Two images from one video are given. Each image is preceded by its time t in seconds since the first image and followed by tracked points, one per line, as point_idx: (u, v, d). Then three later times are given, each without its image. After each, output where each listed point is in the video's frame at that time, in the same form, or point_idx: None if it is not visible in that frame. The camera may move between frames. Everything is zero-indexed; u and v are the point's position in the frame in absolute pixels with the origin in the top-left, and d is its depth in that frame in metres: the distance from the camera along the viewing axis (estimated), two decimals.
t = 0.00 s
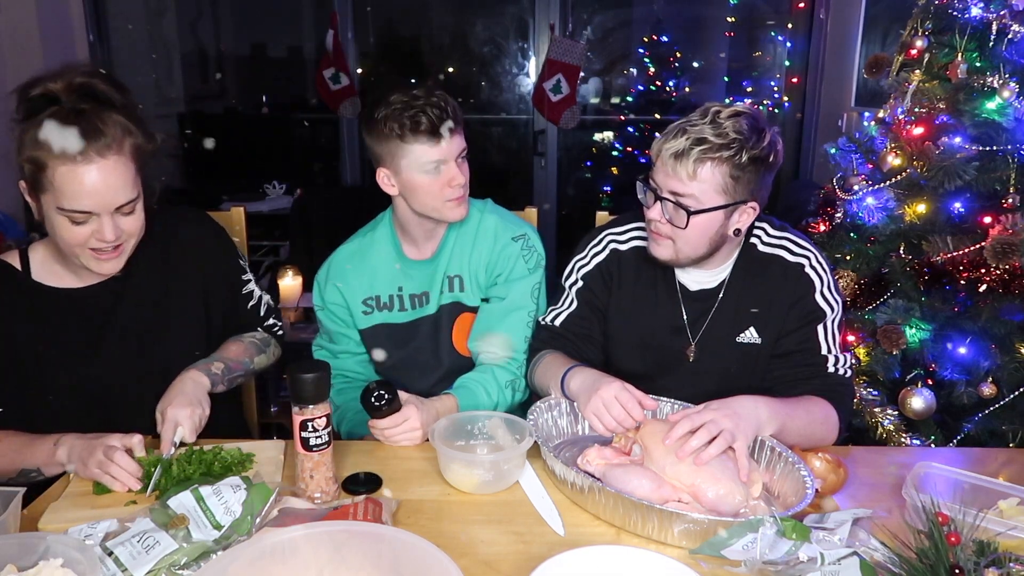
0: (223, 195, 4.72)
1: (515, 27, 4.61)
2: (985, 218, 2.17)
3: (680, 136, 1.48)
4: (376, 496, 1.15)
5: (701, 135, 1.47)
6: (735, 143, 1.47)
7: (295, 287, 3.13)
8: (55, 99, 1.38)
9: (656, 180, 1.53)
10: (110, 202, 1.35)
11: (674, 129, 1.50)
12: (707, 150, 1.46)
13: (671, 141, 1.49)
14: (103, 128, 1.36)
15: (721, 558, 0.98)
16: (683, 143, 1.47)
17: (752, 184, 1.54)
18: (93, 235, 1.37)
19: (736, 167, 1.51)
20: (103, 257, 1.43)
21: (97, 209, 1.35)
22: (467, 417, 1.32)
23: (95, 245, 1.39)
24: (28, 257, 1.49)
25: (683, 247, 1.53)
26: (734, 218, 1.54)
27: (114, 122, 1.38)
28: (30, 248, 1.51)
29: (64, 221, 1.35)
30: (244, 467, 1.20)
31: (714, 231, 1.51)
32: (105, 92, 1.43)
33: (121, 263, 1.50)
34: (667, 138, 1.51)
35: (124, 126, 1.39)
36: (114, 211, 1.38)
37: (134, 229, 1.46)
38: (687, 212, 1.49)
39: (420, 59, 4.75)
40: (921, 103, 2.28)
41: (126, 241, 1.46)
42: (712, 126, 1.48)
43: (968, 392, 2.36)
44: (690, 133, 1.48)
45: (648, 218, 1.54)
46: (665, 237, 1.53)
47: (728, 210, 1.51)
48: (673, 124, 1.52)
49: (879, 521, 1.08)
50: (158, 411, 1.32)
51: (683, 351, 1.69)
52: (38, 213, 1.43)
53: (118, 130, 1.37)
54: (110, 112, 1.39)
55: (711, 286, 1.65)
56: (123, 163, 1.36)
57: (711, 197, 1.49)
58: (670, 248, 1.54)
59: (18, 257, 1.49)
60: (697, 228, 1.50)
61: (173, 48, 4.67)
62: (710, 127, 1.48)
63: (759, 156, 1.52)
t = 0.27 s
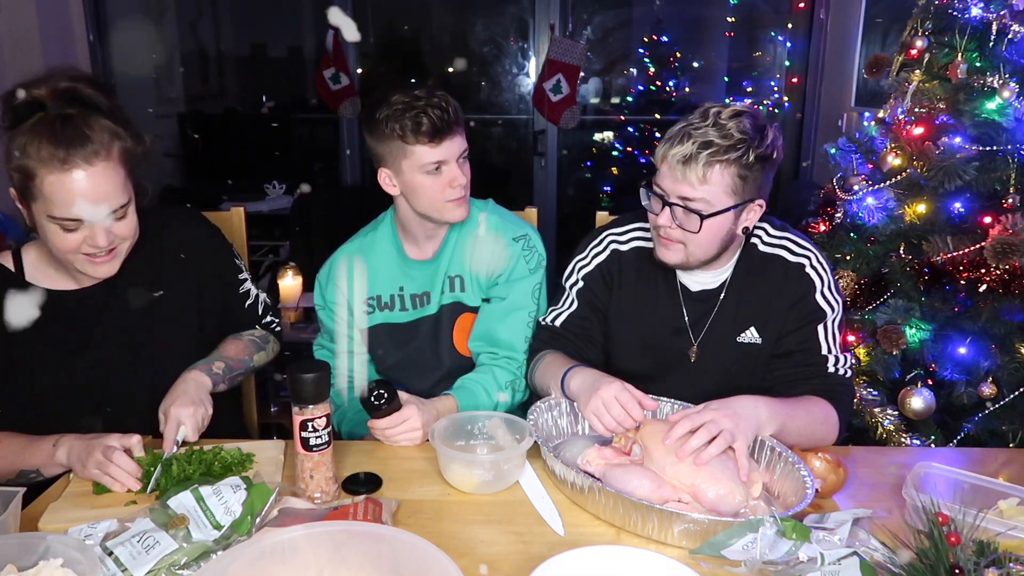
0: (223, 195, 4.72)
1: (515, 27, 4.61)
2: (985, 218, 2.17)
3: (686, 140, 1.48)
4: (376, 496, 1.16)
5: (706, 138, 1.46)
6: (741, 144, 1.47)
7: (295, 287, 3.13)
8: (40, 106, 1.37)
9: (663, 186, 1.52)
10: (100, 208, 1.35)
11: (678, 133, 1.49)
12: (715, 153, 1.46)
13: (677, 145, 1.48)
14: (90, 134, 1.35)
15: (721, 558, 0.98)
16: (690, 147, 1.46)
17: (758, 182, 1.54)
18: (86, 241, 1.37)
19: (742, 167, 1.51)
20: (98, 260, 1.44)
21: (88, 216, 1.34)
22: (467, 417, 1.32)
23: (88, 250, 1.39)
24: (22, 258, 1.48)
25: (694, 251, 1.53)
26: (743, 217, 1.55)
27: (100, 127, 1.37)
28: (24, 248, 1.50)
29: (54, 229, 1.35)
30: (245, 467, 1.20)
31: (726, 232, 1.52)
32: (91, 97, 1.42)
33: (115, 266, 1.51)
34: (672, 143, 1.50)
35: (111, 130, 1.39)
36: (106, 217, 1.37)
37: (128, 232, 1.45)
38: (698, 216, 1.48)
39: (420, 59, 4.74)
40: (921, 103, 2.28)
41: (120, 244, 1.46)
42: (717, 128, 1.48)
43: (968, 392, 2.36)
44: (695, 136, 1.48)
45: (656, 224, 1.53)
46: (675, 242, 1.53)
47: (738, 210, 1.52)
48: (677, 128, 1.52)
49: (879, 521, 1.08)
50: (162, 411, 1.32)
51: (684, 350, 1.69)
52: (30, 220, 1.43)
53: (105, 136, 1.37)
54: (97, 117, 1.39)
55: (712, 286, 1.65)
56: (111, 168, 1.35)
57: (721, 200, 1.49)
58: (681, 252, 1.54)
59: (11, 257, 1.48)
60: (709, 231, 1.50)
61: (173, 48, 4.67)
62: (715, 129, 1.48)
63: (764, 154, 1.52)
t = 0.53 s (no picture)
0: (223, 195, 4.72)
1: (515, 27, 4.61)
2: (985, 218, 2.17)
3: (683, 141, 1.48)
4: (376, 496, 1.16)
5: (704, 139, 1.46)
6: (738, 144, 1.47)
7: (295, 286, 3.13)
8: (43, 106, 1.36)
9: (661, 187, 1.52)
10: (104, 208, 1.35)
11: (675, 134, 1.49)
12: (712, 154, 1.46)
13: (675, 147, 1.48)
14: (93, 133, 1.35)
15: (721, 558, 0.98)
16: (687, 148, 1.46)
17: (757, 182, 1.54)
18: (90, 240, 1.38)
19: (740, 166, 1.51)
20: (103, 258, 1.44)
21: (92, 216, 1.34)
22: (467, 417, 1.32)
23: (93, 249, 1.40)
24: (27, 256, 1.48)
25: (694, 251, 1.53)
26: (742, 216, 1.55)
27: (103, 127, 1.37)
28: (29, 246, 1.50)
29: (59, 228, 1.36)
30: (244, 467, 1.20)
31: (725, 232, 1.52)
32: (94, 96, 1.42)
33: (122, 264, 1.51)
34: (669, 144, 1.50)
35: (113, 130, 1.39)
36: (109, 217, 1.37)
37: (132, 230, 1.45)
38: (697, 217, 1.48)
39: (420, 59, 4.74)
40: (921, 103, 2.28)
41: (126, 242, 1.46)
42: (714, 129, 1.48)
43: (968, 392, 2.36)
44: (692, 137, 1.48)
45: (656, 225, 1.53)
46: (675, 243, 1.53)
47: (737, 210, 1.51)
48: (674, 129, 1.52)
49: (879, 521, 1.08)
50: (167, 410, 1.32)
51: (684, 350, 1.69)
52: (36, 217, 1.43)
53: (108, 135, 1.36)
54: (100, 117, 1.39)
55: (712, 286, 1.65)
56: (115, 169, 1.35)
57: (720, 200, 1.49)
58: (681, 253, 1.54)
59: (16, 255, 1.48)
60: (709, 231, 1.50)
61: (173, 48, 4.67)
62: (712, 130, 1.48)
63: (762, 153, 1.52)
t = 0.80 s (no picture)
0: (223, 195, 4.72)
1: (515, 27, 4.61)
2: (985, 218, 2.17)
3: (680, 143, 1.47)
4: (376, 496, 1.16)
5: (701, 140, 1.45)
6: (735, 146, 1.47)
7: (295, 287, 3.13)
8: (51, 104, 1.36)
9: (659, 189, 1.52)
10: (106, 207, 1.35)
11: (672, 136, 1.49)
12: (710, 156, 1.45)
13: (672, 148, 1.48)
14: (99, 133, 1.35)
15: (721, 558, 0.98)
16: (685, 150, 1.46)
17: (755, 183, 1.54)
18: (90, 239, 1.37)
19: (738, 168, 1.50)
20: (102, 258, 1.43)
21: (94, 214, 1.34)
22: (467, 417, 1.32)
23: (93, 247, 1.39)
24: (26, 255, 1.48)
25: (693, 251, 1.53)
26: (740, 218, 1.55)
27: (109, 127, 1.37)
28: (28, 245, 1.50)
29: (59, 224, 1.35)
30: (244, 467, 1.20)
31: (723, 233, 1.51)
32: (103, 96, 1.42)
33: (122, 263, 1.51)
34: (667, 146, 1.49)
35: (120, 130, 1.39)
36: (111, 215, 1.37)
37: (132, 232, 1.45)
38: (694, 218, 1.48)
39: (420, 59, 4.75)
40: (921, 103, 2.28)
41: (125, 243, 1.46)
42: (711, 130, 1.47)
43: (968, 392, 2.36)
44: (689, 139, 1.47)
45: (654, 226, 1.53)
46: (674, 244, 1.53)
47: (734, 212, 1.51)
48: (672, 130, 1.51)
49: (879, 521, 1.07)
50: (167, 391, 1.33)
51: (684, 350, 1.69)
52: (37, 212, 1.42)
53: (113, 135, 1.37)
54: (108, 117, 1.39)
55: (713, 286, 1.64)
56: (119, 168, 1.35)
57: (718, 201, 1.49)
58: (681, 254, 1.54)
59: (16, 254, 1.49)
60: (706, 232, 1.50)
61: (173, 48, 4.67)
62: (709, 131, 1.47)
63: (760, 154, 1.52)
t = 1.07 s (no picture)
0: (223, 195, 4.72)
1: (515, 28, 4.61)
2: (985, 218, 2.17)
3: (675, 146, 1.46)
4: (375, 496, 1.16)
5: (696, 144, 1.45)
6: (730, 149, 1.46)
7: (295, 286, 3.13)
8: (38, 107, 1.36)
9: (655, 191, 1.52)
10: (94, 210, 1.33)
11: (668, 139, 1.48)
12: (704, 159, 1.44)
13: (667, 152, 1.47)
14: (85, 135, 1.34)
15: (721, 558, 0.98)
16: (679, 153, 1.45)
17: (751, 186, 1.53)
18: (80, 242, 1.36)
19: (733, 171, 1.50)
20: (93, 262, 1.43)
21: (82, 218, 1.33)
22: (467, 417, 1.32)
23: (83, 251, 1.38)
24: (18, 259, 1.47)
25: (688, 253, 1.53)
26: (735, 221, 1.55)
27: (97, 129, 1.36)
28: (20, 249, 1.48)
29: (48, 229, 1.34)
30: (244, 467, 1.20)
31: (718, 236, 1.51)
32: (90, 98, 1.42)
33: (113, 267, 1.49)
34: (663, 149, 1.49)
35: (107, 132, 1.38)
36: (100, 219, 1.36)
37: (123, 234, 1.44)
38: (689, 222, 1.48)
39: (420, 59, 4.75)
40: (921, 104, 2.27)
41: (117, 246, 1.45)
42: (706, 134, 1.47)
43: (968, 392, 2.36)
44: (684, 142, 1.47)
45: (649, 229, 1.53)
46: (669, 246, 1.53)
47: (729, 215, 1.51)
48: (667, 133, 1.51)
49: (879, 521, 1.07)
50: (157, 406, 1.32)
51: (683, 350, 1.69)
52: (27, 218, 1.41)
53: (101, 137, 1.36)
54: (96, 119, 1.38)
55: (711, 286, 1.64)
56: (107, 171, 1.34)
57: (712, 205, 1.48)
58: (676, 255, 1.54)
59: (8, 258, 1.47)
60: (701, 235, 1.50)
61: (173, 47, 4.67)
62: (704, 135, 1.47)
63: (755, 158, 1.51)
